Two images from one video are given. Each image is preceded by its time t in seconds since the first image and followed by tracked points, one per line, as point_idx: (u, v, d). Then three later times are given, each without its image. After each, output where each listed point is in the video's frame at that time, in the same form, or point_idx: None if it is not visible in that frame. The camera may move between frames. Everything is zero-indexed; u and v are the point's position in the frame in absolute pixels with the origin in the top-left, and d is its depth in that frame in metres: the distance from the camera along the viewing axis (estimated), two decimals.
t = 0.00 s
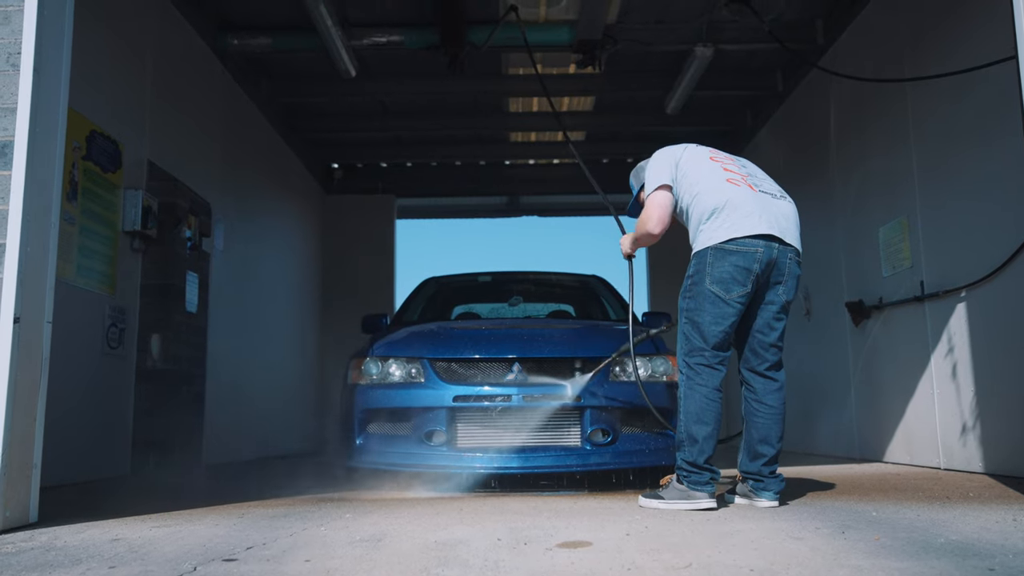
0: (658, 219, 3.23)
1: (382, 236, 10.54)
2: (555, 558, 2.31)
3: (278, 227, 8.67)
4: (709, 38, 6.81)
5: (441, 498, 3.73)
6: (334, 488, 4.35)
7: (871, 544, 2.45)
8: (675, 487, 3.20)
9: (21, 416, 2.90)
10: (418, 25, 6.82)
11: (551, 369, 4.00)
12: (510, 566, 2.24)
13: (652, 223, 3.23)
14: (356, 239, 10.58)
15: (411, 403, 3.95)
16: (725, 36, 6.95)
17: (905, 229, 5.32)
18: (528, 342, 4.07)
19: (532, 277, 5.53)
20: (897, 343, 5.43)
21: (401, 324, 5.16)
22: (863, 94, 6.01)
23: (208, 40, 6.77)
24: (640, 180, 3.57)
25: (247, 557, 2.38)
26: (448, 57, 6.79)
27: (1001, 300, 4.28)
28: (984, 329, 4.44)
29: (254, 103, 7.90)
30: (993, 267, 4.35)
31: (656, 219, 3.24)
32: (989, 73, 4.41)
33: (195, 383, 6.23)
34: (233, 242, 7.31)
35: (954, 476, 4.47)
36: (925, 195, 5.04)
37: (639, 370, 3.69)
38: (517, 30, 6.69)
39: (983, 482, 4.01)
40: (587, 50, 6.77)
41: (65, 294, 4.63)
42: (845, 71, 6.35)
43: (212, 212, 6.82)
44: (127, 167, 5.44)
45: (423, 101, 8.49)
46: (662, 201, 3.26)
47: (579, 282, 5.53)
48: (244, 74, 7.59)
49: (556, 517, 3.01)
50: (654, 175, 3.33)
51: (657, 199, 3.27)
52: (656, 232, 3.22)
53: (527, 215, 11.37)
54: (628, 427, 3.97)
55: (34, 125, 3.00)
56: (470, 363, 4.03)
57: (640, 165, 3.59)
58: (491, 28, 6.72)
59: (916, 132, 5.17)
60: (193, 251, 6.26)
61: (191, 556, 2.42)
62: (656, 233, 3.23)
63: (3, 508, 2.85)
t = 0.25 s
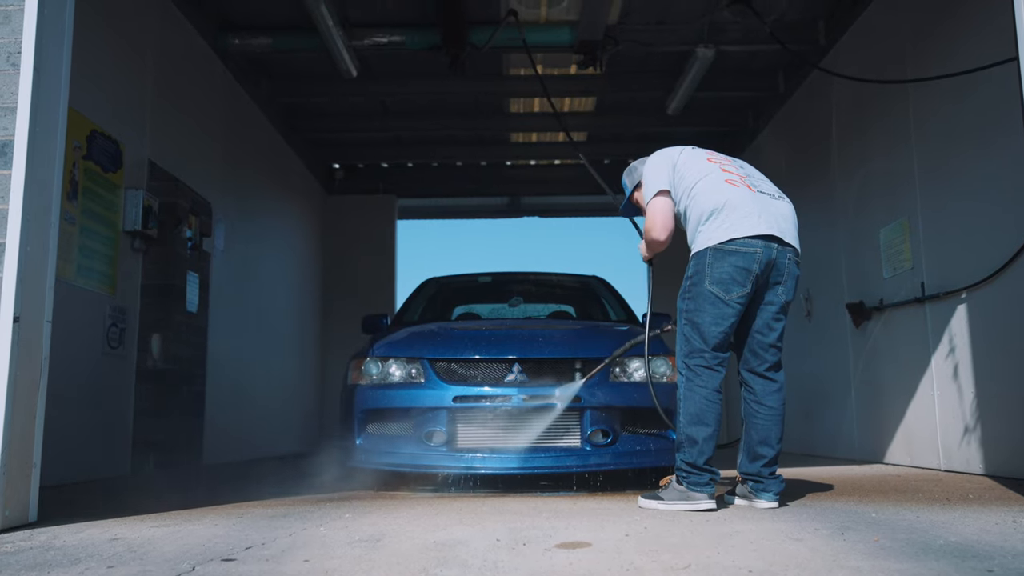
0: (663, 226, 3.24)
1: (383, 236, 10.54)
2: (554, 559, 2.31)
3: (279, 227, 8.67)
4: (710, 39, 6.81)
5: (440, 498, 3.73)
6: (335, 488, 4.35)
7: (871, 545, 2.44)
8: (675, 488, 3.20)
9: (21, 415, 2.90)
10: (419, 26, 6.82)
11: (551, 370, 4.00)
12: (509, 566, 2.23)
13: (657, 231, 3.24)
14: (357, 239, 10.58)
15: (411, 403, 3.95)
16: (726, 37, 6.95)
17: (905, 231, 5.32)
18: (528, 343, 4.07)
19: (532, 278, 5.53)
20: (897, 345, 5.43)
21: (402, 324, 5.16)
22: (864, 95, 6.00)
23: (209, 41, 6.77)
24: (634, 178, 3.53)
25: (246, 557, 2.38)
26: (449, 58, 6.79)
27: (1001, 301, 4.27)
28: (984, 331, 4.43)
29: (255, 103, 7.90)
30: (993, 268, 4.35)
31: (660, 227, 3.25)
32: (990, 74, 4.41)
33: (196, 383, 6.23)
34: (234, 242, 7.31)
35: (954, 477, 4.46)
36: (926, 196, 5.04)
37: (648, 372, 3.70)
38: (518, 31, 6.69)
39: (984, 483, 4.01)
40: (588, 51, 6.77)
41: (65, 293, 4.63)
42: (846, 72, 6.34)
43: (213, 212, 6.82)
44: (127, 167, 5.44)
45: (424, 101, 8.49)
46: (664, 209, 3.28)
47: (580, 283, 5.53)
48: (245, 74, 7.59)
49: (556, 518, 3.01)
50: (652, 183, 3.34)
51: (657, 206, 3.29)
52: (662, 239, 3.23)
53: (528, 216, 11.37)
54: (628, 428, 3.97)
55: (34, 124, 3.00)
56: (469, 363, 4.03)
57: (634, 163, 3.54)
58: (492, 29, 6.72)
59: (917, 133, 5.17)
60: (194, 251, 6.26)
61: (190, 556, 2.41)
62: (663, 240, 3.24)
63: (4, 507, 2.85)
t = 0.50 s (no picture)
0: (664, 230, 3.19)
1: (384, 236, 10.54)
2: (553, 559, 2.31)
3: (280, 226, 8.67)
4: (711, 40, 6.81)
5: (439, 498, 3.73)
6: (334, 487, 4.35)
7: (869, 546, 2.44)
8: (674, 489, 3.19)
9: (20, 414, 2.90)
10: (420, 25, 6.82)
11: (550, 370, 4.00)
12: (507, 566, 2.23)
13: (659, 236, 3.19)
14: (357, 239, 10.59)
15: (411, 403, 3.95)
16: (727, 38, 6.95)
17: (906, 232, 5.31)
18: (528, 343, 4.07)
19: (533, 278, 5.53)
20: (898, 346, 5.42)
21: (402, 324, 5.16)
22: (865, 96, 6.00)
23: (210, 40, 6.78)
24: (629, 175, 3.55)
25: (244, 556, 2.38)
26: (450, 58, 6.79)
27: (1002, 303, 4.27)
28: (985, 332, 4.43)
29: (256, 102, 7.90)
30: (994, 270, 4.35)
31: (662, 230, 3.20)
32: (991, 75, 4.40)
33: (196, 382, 6.23)
34: (234, 242, 7.31)
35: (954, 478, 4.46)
36: (926, 198, 5.04)
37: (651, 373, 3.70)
38: (520, 31, 6.70)
39: (984, 485, 4.01)
40: (590, 51, 6.77)
41: (65, 292, 4.63)
42: (847, 73, 6.34)
43: (213, 211, 6.83)
44: (128, 166, 5.44)
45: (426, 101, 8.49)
46: (664, 211, 3.23)
47: (580, 283, 5.53)
48: (246, 74, 7.60)
49: (555, 518, 3.01)
50: (652, 185, 3.29)
51: (659, 209, 3.23)
52: (665, 244, 3.19)
53: (529, 216, 11.38)
54: (628, 428, 3.97)
55: (34, 122, 3.00)
56: (469, 363, 4.03)
57: (627, 160, 3.57)
58: (494, 29, 6.72)
59: (918, 134, 5.17)
60: (195, 250, 6.27)
61: (188, 554, 2.41)
62: (666, 242, 3.19)
63: (3, 506, 2.85)
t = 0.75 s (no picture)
0: (664, 229, 3.18)
1: (385, 236, 10.54)
2: (551, 559, 2.31)
3: (280, 226, 8.67)
4: (712, 40, 6.81)
5: (439, 498, 3.73)
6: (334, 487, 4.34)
7: (867, 547, 2.44)
8: (673, 489, 3.19)
9: (18, 413, 2.90)
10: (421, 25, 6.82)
11: (550, 370, 4.00)
12: (506, 566, 2.23)
13: (658, 235, 3.19)
14: (358, 238, 10.58)
15: (411, 403, 3.95)
16: (728, 39, 6.95)
17: (907, 233, 5.31)
18: (528, 343, 4.07)
19: (533, 278, 5.52)
20: (898, 347, 5.42)
21: (402, 324, 5.16)
22: (866, 97, 6.00)
23: (211, 40, 6.78)
24: (626, 172, 3.54)
25: (243, 555, 2.38)
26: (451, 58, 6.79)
27: (1001, 304, 4.27)
28: (984, 333, 4.43)
29: (257, 101, 7.90)
30: (993, 272, 4.35)
31: (661, 229, 3.20)
32: (991, 77, 4.41)
33: (196, 382, 6.23)
34: (235, 241, 7.31)
35: (953, 480, 4.46)
36: (927, 199, 5.03)
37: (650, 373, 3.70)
38: (521, 32, 6.70)
39: (983, 487, 4.01)
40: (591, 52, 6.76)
41: (65, 291, 4.63)
42: (848, 74, 6.34)
43: (214, 211, 6.83)
44: (128, 165, 5.44)
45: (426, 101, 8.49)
46: (662, 210, 3.22)
47: (581, 284, 5.53)
48: (247, 73, 7.60)
49: (554, 518, 3.01)
50: (652, 184, 3.28)
51: (657, 209, 3.22)
52: (664, 243, 3.18)
53: (530, 216, 11.38)
54: (628, 429, 3.97)
55: (33, 121, 3.00)
56: (469, 363, 4.03)
57: (624, 157, 3.56)
58: (496, 29, 6.73)
59: (918, 135, 5.17)
60: (195, 250, 6.27)
61: (186, 554, 2.41)
62: (666, 241, 3.19)
63: (2, 505, 2.85)
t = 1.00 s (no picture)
0: (661, 228, 3.18)
1: (385, 236, 10.54)
2: (550, 560, 2.31)
3: (280, 226, 8.67)
4: (712, 40, 6.81)
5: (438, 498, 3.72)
6: (333, 487, 4.34)
7: (867, 548, 2.44)
8: (672, 490, 3.19)
9: (17, 413, 2.90)
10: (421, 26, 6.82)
11: (550, 370, 4.00)
12: (505, 567, 2.23)
13: (655, 235, 3.18)
14: (357, 238, 10.58)
15: (411, 403, 3.94)
16: (728, 39, 6.95)
17: (906, 234, 5.30)
18: (528, 344, 4.07)
19: (533, 279, 5.52)
20: (897, 347, 5.42)
21: (402, 324, 5.16)
22: (866, 97, 6.00)
23: (211, 40, 6.77)
24: (623, 170, 3.54)
25: (242, 556, 2.37)
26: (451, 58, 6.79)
27: (1001, 304, 4.27)
28: (984, 333, 4.43)
29: (256, 102, 7.89)
30: (993, 272, 4.35)
31: (658, 228, 3.19)
32: (990, 77, 4.40)
33: (195, 382, 6.22)
34: (234, 241, 7.31)
35: (952, 480, 4.46)
36: (926, 200, 5.03)
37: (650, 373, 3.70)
38: (524, 32, 6.69)
39: (982, 487, 4.01)
40: (591, 52, 6.76)
41: (64, 291, 4.63)
42: (848, 75, 6.34)
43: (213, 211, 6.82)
44: (128, 165, 5.44)
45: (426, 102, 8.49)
46: (661, 209, 3.21)
47: (581, 284, 5.53)
48: (247, 74, 7.60)
49: (553, 519, 3.01)
50: (651, 183, 3.28)
51: (654, 208, 3.22)
52: (661, 243, 3.18)
53: (530, 217, 11.37)
54: (628, 429, 3.96)
55: (32, 121, 2.99)
56: (469, 364, 4.02)
57: (621, 155, 3.55)
58: (498, 30, 6.72)
59: (918, 136, 5.17)
60: (194, 250, 6.26)
61: (184, 555, 2.40)
62: (663, 241, 3.18)
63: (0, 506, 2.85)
